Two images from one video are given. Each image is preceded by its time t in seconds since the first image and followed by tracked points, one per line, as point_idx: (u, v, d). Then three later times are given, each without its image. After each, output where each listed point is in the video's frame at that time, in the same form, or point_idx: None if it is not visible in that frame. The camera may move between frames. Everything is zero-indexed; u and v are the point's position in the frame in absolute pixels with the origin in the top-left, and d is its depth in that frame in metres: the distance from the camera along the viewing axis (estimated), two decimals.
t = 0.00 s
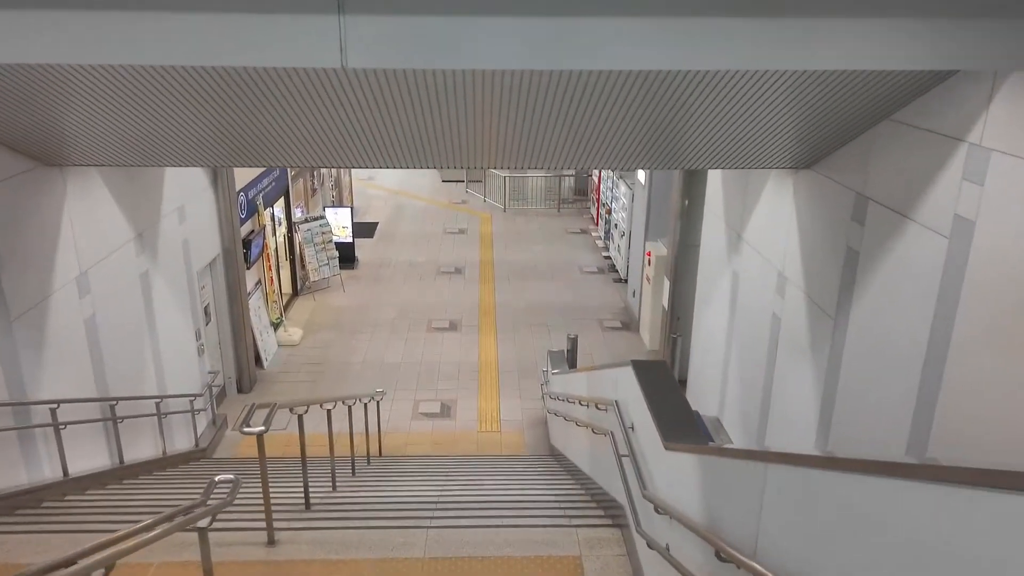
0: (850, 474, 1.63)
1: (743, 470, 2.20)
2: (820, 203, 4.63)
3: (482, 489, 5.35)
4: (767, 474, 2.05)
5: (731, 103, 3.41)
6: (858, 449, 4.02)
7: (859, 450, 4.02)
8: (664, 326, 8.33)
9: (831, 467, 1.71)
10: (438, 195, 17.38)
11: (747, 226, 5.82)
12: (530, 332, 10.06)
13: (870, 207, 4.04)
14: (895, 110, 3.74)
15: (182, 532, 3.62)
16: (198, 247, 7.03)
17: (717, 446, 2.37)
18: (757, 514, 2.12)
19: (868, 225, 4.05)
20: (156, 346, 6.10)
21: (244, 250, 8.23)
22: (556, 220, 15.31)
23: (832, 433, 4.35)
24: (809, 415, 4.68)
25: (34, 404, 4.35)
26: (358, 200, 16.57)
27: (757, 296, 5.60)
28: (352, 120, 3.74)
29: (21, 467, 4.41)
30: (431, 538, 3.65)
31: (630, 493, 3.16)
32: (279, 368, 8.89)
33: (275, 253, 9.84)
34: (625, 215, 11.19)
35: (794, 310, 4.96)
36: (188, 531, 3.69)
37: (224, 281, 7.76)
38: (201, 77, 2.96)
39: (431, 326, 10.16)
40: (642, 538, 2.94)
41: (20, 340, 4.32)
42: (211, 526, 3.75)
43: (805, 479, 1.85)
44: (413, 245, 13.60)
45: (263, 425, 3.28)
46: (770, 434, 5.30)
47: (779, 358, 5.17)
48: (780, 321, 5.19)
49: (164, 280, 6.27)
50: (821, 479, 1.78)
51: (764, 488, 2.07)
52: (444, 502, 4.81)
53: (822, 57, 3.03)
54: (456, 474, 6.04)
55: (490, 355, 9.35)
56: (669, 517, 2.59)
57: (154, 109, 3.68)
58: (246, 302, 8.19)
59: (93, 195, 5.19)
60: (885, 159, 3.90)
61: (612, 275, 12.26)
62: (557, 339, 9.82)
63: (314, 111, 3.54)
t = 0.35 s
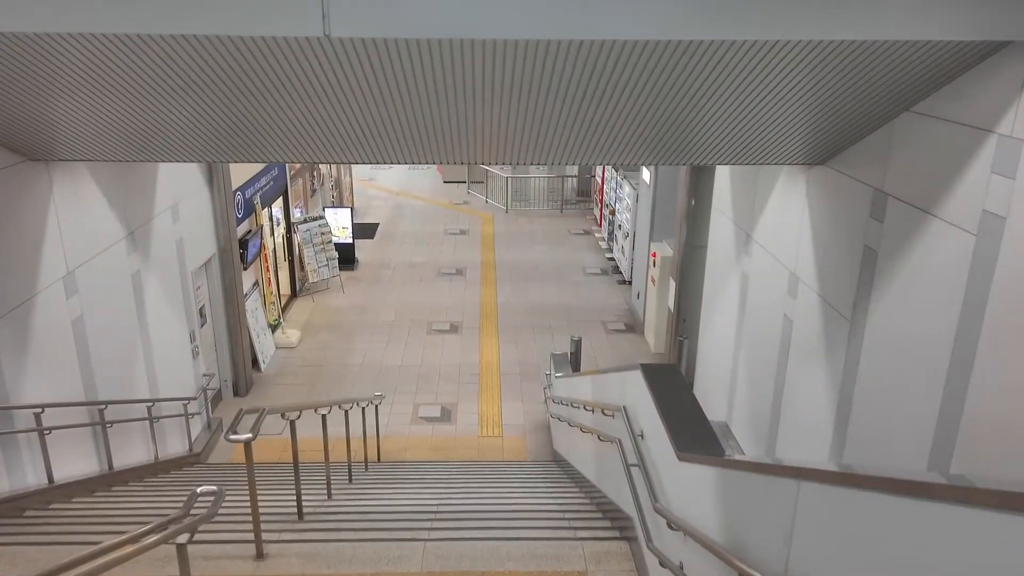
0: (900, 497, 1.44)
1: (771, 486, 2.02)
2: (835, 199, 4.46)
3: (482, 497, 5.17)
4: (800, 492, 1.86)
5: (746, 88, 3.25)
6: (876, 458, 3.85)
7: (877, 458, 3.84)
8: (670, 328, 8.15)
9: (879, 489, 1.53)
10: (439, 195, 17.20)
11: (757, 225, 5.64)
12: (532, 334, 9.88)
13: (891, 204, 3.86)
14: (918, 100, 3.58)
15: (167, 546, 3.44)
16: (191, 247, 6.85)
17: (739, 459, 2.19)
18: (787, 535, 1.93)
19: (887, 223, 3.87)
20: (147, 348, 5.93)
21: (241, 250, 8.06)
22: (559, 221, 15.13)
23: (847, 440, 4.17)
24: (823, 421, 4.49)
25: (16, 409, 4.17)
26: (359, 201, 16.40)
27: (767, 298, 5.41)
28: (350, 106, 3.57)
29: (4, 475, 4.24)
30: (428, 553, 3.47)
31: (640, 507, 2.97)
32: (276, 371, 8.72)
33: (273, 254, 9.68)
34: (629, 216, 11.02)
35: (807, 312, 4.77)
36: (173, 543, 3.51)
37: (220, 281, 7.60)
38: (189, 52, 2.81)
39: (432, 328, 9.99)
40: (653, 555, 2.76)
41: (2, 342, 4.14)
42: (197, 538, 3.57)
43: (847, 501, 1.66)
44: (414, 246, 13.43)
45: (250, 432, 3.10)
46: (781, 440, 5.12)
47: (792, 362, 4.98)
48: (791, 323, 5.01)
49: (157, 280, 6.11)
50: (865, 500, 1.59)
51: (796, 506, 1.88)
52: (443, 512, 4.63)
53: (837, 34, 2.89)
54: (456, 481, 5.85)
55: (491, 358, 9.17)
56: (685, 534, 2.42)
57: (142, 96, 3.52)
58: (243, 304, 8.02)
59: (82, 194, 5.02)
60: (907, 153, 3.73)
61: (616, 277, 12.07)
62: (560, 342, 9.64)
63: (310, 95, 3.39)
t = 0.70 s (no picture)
0: (968, 518, 1.24)
1: (804, 502, 1.81)
2: (849, 194, 4.29)
3: (482, 505, 4.98)
4: (840, 509, 1.66)
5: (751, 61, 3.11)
6: (896, 466, 3.65)
7: (897, 467, 3.64)
8: (675, 331, 7.95)
9: (945, 510, 1.31)
10: (440, 197, 17.03)
11: (767, 223, 5.45)
12: (532, 337, 9.69)
13: (911, 198, 3.67)
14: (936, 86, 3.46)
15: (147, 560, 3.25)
16: (184, 247, 6.68)
17: (764, 470, 1.98)
18: (824, 557, 1.73)
19: (907, 219, 3.68)
20: (137, 350, 5.75)
21: (236, 251, 7.89)
22: (562, 224, 14.95)
23: (864, 446, 3.97)
24: (838, 428, 4.29)
25: None
26: (358, 202, 16.22)
27: (778, 298, 5.22)
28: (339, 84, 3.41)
29: None
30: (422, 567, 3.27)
31: (648, 519, 2.78)
32: (272, 374, 8.53)
33: (270, 256, 9.50)
34: (632, 217, 10.83)
35: (820, 312, 4.58)
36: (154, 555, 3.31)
37: (213, 283, 7.42)
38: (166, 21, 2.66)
39: (431, 331, 9.80)
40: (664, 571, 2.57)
41: None
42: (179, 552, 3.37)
43: (901, 522, 1.46)
44: (414, 248, 13.25)
45: (231, 438, 2.91)
46: (792, 446, 4.93)
47: (804, 366, 4.78)
48: (802, 324, 4.82)
49: (147, 280, 5.93)
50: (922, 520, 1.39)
51: (835, 525, 1.69)
52: (440, 521, 4.43)
53: (852, 5, 2.77)
54: (454, 488, 5.65)
55: (491, 361, 8.98)
56: (700, 551, 2.23)
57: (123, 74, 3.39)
58: (237, 306, 7.84)
59: (66, 190, 4.85)
60: (929, 145, 3.54)
61: (619, 279, 11.88)
62: (562, 345, 9.45)
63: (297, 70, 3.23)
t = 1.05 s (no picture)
0: None
1: (834, 527, 1.60)
2: (862, 190, 4.09)
3: (477, 515, 4.78)
4: (968, 561, 1.22)
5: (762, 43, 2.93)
6: (911, 476, 3.47)
7: (914, 478, 3.44)
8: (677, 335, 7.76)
9: (1019, 549, 1.10)
10: (438, 199, 16.84)
11: (772, 222, 5.27)
12: (530, 340, 9.49)
13: (929, 192, 3.46)
14: (952, 74, 3.31)
15: None
16: (172, 248, 6.49)
17: (787, 489, 1.78)
18: None
19: (922, 216, 3.50)
20: (120, 354, 5.56)
21: (226, 252, 7.70)
22: (561, 225, 14.76)
23: (878, 454, 3.77)
24: (850, 436, 4.08)
25: None
26: (355, 204, 16.03)
27: (784, 299, 5.02)
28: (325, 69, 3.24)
29: None
30: None
31: (650, 536, 2.58)
32: (264, 379, 8.34)
33: (262, 258, 9.31)
34: (633, 219, 10.65)
35: (829, 314, 4.38)
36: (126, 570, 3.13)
37: (202, 285, 7.22)
38: None
39: (428, 334, 9.61)
40: None
41: None
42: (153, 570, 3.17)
43: (954, 557, 1.25)
44: (411, 250, 13.06)
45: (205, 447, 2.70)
46: (799, 454, 4.74)
47: (812, 370, 4.58)
48: (810, 327, 4.63)
49: (130, 281, 5.72)
50: (970, 555, 1.21)
51: (864, 554, 1.50)
52: (432, 533, 4.23)
53: None
54: (449, 497, 5.44)
55: (489, 365, 8.78)
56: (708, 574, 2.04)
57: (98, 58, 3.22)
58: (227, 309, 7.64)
59: (43, 187, 4.66)
60: (946, 138, 3.36)
61: (619, 282, 11.69)
62: (561, 348, 9.25)
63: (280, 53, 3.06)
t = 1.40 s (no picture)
0: None
1: (873, 559, 1.41)
2: (879, 188, 3.90)
3: (474, 528, 4.58)
4: None
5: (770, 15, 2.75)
6: (932, 491, 3.27)
7: (937, 493, 3.25)
8: (680, 339, 7.56)
9: None
10: (437, 202, 16.66)
11: (781, 222, 5.07)
12: (530, 346, 9.30)
13: (952, 188, 3.26)
14: (974, 67, 3.13)
15: None
16: (160, 250, 6.30)
17: (819, 515, 1.58)
18: None
19: (944, 213, 3.30)
20: (104, 360, 5.35)
21: (218, 255, 7.51)
22: (562, 229, 14.57)
23: (897, 466, 3.57)
24: (866, 447, 3.88)
25: None
26: (353, 207, 15.85)
27: (795, 303, 4.82)
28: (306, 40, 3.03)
29: None
30: None
31: (660, 557, 2.38)
32: (257, 384, 8.14)
33: (257, 261, 9.12)
34: (635, 222, 10.46)
35: (844, 319, 4.18)
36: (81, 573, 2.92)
37: (193, 288, 7.03)
38: None
39: (426, 339, 9.41)
40: None
41: None
42: None
43: None
44: (409, 254, 12.87)
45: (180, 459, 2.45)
46: (811, 464, 4.53)
47: (825, 377, 4.39)
48: (823, 331, 4.43)
49: (116, 284, 5.52)
50: None
51: None
52: (426, 546, 4.03)
53: None
54: (446, 508, 5.24)
55: (488, 371, 8.58)
56: None
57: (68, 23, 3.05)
58: (219, 314, 7.44)
59: (23, 186, 4.47)
60: (970, 130, 3.17)
61: (621, 286, 11.49)
62: (562, 353, 9.05)
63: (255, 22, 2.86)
